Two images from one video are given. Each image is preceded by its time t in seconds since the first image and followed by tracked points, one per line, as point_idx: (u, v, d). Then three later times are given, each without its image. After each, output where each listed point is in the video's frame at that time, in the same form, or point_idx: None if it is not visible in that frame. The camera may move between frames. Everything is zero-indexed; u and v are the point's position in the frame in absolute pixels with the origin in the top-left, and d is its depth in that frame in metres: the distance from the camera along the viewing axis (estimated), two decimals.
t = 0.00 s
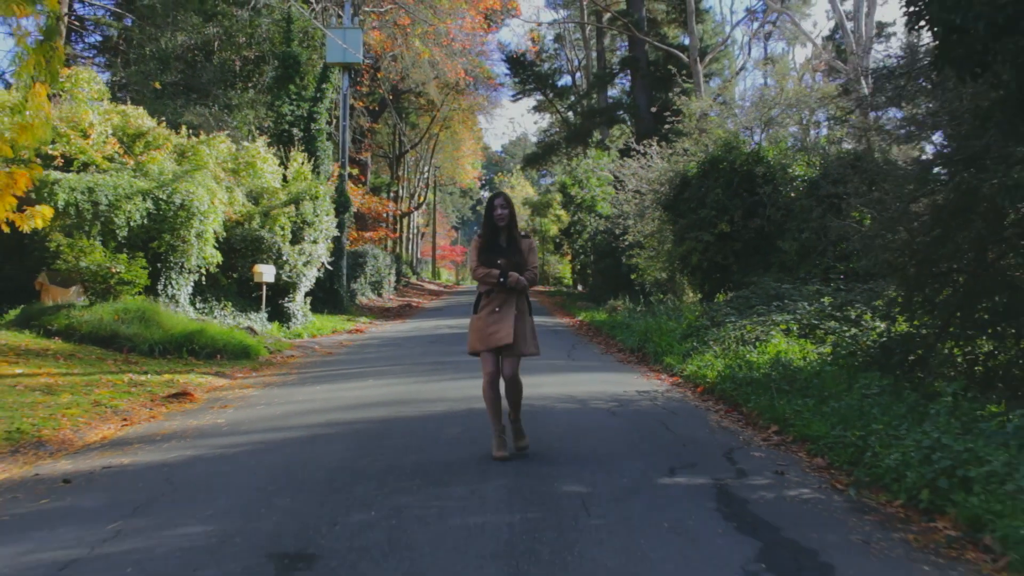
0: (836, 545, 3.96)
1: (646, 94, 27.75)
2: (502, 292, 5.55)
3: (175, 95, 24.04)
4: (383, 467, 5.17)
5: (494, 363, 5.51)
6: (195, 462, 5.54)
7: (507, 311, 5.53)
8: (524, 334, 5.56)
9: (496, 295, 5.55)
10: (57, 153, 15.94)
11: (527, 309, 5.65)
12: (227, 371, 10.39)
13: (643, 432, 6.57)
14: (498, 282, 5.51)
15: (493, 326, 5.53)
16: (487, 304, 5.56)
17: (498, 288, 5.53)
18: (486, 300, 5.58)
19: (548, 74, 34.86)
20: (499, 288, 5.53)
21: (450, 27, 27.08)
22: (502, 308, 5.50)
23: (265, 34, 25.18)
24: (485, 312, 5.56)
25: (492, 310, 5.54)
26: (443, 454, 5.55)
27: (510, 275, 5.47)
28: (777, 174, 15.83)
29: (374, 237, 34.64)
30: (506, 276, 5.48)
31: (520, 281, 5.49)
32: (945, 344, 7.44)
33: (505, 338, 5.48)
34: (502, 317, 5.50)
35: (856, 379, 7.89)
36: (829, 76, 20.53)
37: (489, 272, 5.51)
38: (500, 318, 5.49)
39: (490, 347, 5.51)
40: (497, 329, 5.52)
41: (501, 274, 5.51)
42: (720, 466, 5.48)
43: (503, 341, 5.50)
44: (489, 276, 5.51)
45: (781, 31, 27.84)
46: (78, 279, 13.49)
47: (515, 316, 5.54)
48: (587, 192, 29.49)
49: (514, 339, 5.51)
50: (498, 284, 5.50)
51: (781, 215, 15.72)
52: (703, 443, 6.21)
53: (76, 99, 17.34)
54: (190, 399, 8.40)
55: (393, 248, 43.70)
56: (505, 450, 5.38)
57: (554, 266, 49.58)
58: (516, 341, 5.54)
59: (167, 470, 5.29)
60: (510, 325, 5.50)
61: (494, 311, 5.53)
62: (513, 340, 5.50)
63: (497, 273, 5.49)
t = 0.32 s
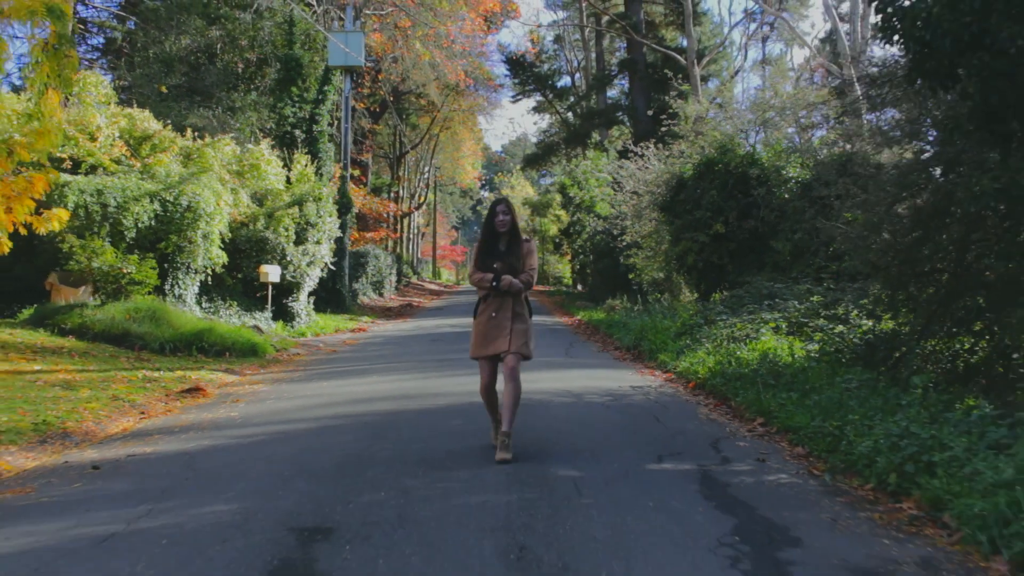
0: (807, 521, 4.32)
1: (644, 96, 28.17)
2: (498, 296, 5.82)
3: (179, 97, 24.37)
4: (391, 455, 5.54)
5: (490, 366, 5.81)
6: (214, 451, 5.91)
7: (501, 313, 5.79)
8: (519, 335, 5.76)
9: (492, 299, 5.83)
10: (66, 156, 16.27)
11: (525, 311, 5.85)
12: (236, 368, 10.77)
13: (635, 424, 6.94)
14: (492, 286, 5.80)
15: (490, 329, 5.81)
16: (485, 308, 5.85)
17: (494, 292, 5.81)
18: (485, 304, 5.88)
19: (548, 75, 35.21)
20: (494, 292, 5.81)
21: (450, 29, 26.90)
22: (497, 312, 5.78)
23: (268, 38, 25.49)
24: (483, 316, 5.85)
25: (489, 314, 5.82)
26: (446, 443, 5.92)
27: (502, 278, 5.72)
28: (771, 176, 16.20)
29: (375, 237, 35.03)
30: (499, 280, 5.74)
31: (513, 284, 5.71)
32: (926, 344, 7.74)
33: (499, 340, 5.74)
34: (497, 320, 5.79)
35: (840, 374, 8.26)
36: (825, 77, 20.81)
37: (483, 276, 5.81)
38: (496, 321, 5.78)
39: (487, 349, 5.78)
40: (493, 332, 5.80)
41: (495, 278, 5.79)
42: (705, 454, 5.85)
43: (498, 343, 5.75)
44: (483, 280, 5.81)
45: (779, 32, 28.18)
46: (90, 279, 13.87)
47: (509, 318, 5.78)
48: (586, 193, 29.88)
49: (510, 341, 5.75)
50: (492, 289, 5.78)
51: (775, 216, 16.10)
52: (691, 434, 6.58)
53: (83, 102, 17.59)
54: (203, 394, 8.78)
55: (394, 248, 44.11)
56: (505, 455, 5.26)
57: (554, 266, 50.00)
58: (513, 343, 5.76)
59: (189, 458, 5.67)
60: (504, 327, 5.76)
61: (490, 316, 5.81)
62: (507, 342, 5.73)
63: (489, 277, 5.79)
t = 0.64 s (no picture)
0: (782, 503, 4.67)
1: (642, 97, 28.53)
2: (497, 286, 6.14)
3: (184, 99, 24.75)
4: (398, 443, 5.91)
5: (486, 351, 6.08)
6: (230, 440, 6.28)
7: (500, 304, 6.12)
8: (516, 325, 6.09)
9: (492, 289, 6.15)
10: (75, 158, 16.61)
11: (522, 302, 6.18)
12: (244, 365, 11.14)
13: (629, 416, 7.31)
14: (492, 278, 6.13)
15: (488, 317, 6.13)
16: (485, 297, 6.17)
17: (493, 282, 6.13)
18: (485, 294, 6.20)
19: (548, 76, 35.53)
20: (493, 282, 6.13)
21: (451, 31, 27.37)
22: (496, 301, 6.11)
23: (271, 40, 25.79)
24: (483, 305, 6.17)
25: (488, 304, 6.14)
26: (449, 433, 6.29)
27: (501, 270, 6.04)
28: (766, 178, 16.58)
29: (377, 237, 35.40)
30: (499, 272, 6.06)
31: (511, 275, 6.03)
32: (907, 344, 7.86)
33: (496, 329, 6.07)
34: (495, 310, 6.11)
35: (825, 369, 8.61)
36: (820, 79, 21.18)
37: (483, 268, 6.13)
38: (494, 311, 6.10)
39: (484, 336, 6.10)
40: (491, 320, 6.12)
41: (495, 269, 6.11)
42: (693, 443, 6.22)
43: (495, 331, 6.07)
44: (484, 272, 6.15)
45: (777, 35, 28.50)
46: (101, 278, 14.27)
47: (507, 308, 6.11)
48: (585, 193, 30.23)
49: (506, 331, 6.08)
50: (492, 280, 6.11)
51: (769, 218, 16.46)
52: (681, 425, 6.95)
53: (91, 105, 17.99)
54: (215, 389, 9.15)
55: (395, 248, 44.49)
56: (502, 441, 5.67)
57: (554, 266, 50.35)
58: (510, 333, 6.09)
59: (207, 446, 6.04)
60: (501, 317, 6.09)
61: (489, 305, 6.13)
62: (504, 332, 6.07)
63: (488, 270, 6.11)
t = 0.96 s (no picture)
0: (761, 486, 5.04)
1: (641, 98, 28.89)
2: (499, 282, 6.47)
3: (188, 100, 25.12)
4: (404, 433, 6.27)
5: (486, 343, 6.42)
6: (245, 430, 6.65)
7: (500, 299, 6.47)
8: (514, 321, 6.47)
9: (494, 284, 6.48)
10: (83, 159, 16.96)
11: (521, 298, 6.55)
12: (252, 361, 11.51)
13: (622, 409, 7.68)
14: (495, 273, 6.45)
15: (488, 311, 6.46)
16: (486, 291, 6.49)
17: (496, 278, 6.46)
18: (486, 288, 6.51)
19: (547, 76, 35.86)
20: (496, 278, 6.46)
21: (451, 33, 27.76)
22: (497, 296, 6.45)
23: (273, 42, 26.14)
24: (483, 298, 6.50)
25: (490, 298, 6.48)
26: (452, 424, 6.67)
27: (505, 267, 6.38)
28: (760, 179, 16.96)
29: (378, 237, 35.77)
30: (502, 268, 6.40)
31: (514, 273, 6.39)
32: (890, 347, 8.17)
33: (496, 323, 6.44)
34: (496, 304, 6.46)
35: (811, 365, 8.98)
36: (815, 80, 21.51)
37: (488, 263, 6.45)
38: (495, 305, 6.45)
39: (484, 330, 6.44)
40: (492, 314, 6.46)
41: (498, 266, 6.44)
42: (682, 433, 6.59)
43: (495, 325, 6.43)
44: (488, 267, 6.46)
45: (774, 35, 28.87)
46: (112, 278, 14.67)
47: (507, 303, 6.46)
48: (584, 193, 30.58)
49: (506, 325, 6.46)
50: (495, 275, 6.44)
51: (763, 218, 16.84)
52: (671, 417, 7.32)
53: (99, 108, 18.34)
54: (225, 384, 9.52)
55: (396, 247, 44.87)
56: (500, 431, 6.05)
57: (554, 265, 50.72)
58: (509, 328, 6.47)
59: (224, 436, 6.41)
60: (502, 312, 6.44)
61: (490, 299, 6.47)
62: (503, 326, 6.44)
63: (493, 265, 6.43)
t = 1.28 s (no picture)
0: (744, 472, 5.41)
1: (639, 100, 29.23)
2: (499, 281, 6.82)
3: (193, 103, 25.48)
4: (408, 425, 6.63)
5: (488, 340, 6.77)
6: (258, 423, 7.02)
7: (500, 297, 6.82)
8: (513, 318, 6.83)
9: (494, 283, 6.83)
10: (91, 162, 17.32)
11: (519, 296, 6.90)
12: (259, 359, 11.88)
13: (616, 403, 8.04)
14: (495, 273, 6.80)
15: (489, 309, 6.81)
16: (486, 290, 6.84)
17: (496, 277, 6.81)
18: (486, 286, 6.87)
19: (547, 78, 36.21)
20: (496, 278, 6.81)
21: (452, 34, 28.12)
22: (497, 295, 6.80)
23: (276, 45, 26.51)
24: (484, 297, 6.85)
25: (491, 296, 6.83)
26: (454, 417, 7.03)
27: (505, 267, 6.73)
28: (755, 181, 17.32)
29: (379, 237, 36.14)
30: (503, 268, 6.75)
31: (513, 273, 6.74)
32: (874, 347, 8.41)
33: (496, 320, 6.78)
34: (497, 302, 6.81)
35: (799, 361, 9.33)
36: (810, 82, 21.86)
37: (488, 264, 6.79)
38: (496, 303, 6.80)
39: (486, 326, 6.79)
40: (492, 311, 6.81)
41: (498, 266, 6.79)
42: (673, 425, 6.95)
43: (495, 322, 6.78)
44: (489, 267, 6.81)
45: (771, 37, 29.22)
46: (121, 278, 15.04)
47: (507, 301, 6.82)
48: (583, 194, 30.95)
49: (506, 322, 6.81)
50: (495, 275, 6.79)
51: (758, 219, 17.19)
52: (662, 411, 7.68)
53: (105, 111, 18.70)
54: (235, 380, 9.88)
55: (397, 248, 45.25)
56: (500, 422, 6.43)
57: (554, 265, 51.13)
58: (508, 325, 6.84)
59: (238, 428, 6.77)
60: (502, 310, 6.79)
61: (491, 297, 6.82)
62: (504, 323, 6.79)
63: (494, 265, 6.78)
